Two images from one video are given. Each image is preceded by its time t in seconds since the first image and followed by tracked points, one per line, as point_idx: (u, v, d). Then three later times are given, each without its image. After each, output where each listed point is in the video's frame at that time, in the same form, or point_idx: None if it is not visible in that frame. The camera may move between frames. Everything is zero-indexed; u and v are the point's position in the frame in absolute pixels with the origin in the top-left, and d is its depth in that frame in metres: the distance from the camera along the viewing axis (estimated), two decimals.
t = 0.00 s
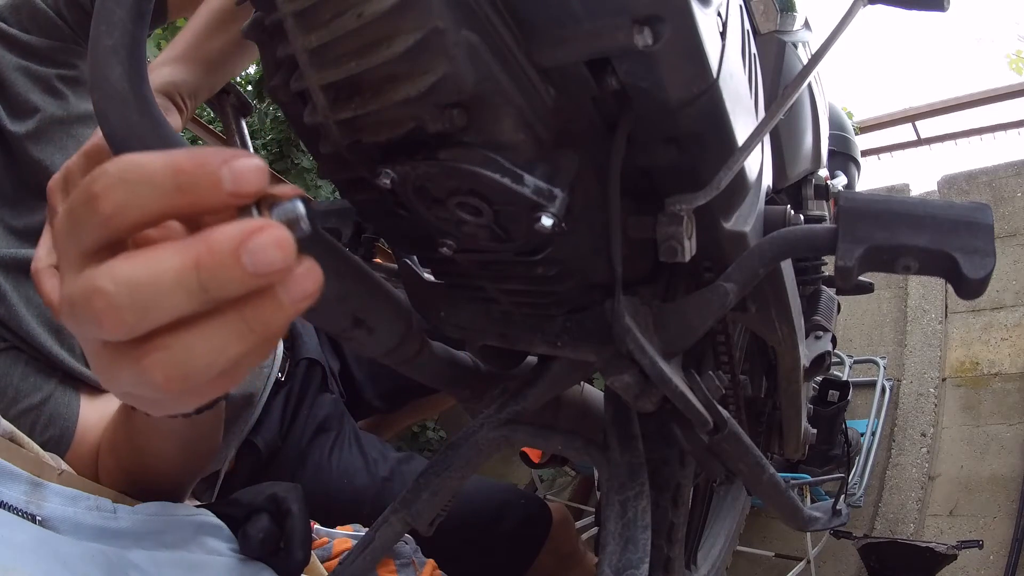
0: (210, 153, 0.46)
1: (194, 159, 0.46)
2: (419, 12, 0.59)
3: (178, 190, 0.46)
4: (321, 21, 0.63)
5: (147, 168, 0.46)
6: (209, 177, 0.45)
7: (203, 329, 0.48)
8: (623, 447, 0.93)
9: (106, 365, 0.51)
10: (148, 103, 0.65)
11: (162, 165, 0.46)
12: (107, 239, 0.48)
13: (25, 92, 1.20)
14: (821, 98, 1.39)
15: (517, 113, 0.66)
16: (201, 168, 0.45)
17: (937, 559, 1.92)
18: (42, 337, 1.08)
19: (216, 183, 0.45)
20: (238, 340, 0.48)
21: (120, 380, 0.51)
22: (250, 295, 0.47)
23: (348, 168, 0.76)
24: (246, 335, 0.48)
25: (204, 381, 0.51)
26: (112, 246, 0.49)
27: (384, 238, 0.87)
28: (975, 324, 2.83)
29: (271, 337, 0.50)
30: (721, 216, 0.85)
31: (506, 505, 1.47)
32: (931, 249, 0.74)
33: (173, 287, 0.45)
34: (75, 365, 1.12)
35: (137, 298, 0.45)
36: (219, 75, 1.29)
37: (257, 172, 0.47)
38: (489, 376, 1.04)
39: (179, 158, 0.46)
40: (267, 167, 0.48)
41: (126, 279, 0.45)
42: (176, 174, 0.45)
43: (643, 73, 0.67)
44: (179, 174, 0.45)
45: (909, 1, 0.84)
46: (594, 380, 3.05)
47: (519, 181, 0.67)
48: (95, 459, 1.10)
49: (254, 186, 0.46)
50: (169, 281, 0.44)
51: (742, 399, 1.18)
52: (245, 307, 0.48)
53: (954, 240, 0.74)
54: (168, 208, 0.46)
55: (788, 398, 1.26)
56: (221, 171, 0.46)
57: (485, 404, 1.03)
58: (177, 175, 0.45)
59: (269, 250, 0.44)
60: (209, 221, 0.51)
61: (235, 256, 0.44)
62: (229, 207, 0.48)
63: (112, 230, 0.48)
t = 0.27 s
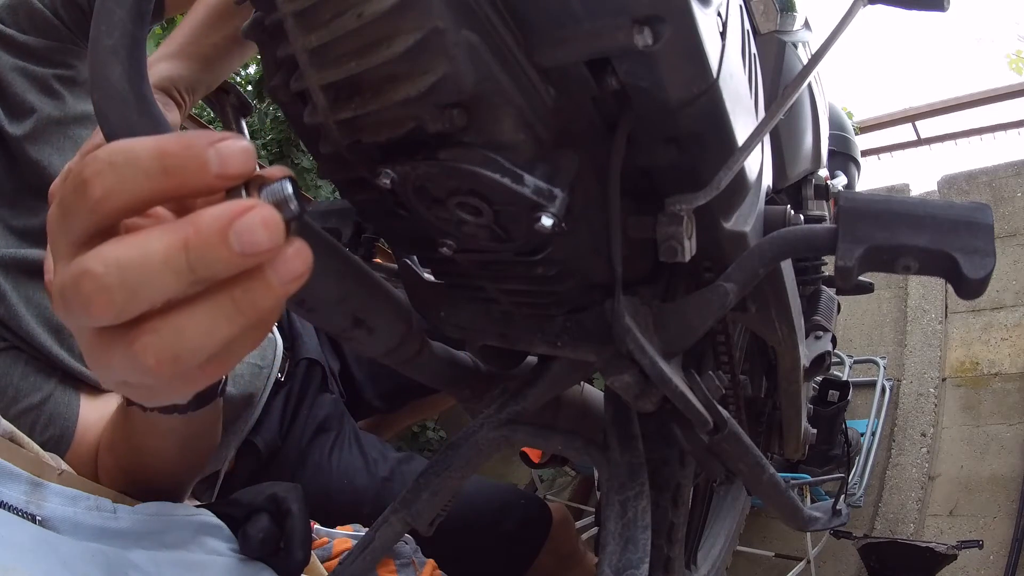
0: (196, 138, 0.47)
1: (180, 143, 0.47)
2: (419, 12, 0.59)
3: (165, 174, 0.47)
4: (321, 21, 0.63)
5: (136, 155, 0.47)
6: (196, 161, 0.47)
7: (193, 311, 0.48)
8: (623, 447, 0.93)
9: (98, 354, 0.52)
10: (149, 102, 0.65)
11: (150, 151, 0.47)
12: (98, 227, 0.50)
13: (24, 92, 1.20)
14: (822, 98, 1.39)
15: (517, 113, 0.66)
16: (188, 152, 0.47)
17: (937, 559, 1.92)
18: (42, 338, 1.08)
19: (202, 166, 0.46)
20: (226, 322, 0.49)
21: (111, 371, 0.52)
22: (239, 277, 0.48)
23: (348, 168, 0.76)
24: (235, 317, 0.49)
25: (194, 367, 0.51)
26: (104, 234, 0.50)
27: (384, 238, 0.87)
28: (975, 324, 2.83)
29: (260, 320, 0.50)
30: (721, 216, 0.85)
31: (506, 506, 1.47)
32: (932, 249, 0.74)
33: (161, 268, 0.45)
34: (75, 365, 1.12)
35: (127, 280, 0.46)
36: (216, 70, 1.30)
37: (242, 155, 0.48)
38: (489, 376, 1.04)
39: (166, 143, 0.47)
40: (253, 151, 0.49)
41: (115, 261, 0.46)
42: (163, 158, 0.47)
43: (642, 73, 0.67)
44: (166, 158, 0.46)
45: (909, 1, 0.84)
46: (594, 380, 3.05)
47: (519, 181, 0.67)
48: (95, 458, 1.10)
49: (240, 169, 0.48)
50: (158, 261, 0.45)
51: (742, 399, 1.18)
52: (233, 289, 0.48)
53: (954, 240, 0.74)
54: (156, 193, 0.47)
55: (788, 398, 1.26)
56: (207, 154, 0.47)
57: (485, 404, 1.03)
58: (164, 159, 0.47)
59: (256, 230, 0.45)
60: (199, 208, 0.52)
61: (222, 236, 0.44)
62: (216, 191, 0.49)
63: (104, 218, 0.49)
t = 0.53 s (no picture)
0: (203, 126, 0.47)
1: (187, 132, 0.47)
2: (419, 12, 0.59)
3: (172, 163, 0.47)
4: (321, 21, 0.63)
5: (143, 142, 0.47)
6: (203, 148, 0.47)
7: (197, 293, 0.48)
8: (623, 447, 0.93)
9: (103, 338, 0.52)
10: (149, 102, 0.65)
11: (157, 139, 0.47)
12: (106, 212, 0.50)
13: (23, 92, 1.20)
14: (821, 98, 1.39)
15: (516, 113, 0.66)
16: (195, 139, 0.47)
17: (937, 559, 1.92)
18: (41, 337, 1.08)
19: (209, 154, 0.47)
20: (230, 307, 0.49)
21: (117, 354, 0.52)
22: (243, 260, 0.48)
23: (348, 168, 0.76)
24: (239, 299, 0.49)
25: (198, 349, 0.51)
26: (110, 221, 0.50)
27: (384, 238, 0.87)
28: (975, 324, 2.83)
29: (263, 304, 0.50)
30: (721, 216, 0.85)
31: (506, 506, 1.47)
32: (932, 249, 0.74)
33: (167, 251, 0.45)
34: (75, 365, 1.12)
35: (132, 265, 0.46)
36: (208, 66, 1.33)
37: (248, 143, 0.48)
38: (489, 376, 1.04)
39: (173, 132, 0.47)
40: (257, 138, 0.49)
41: (121, 244, 0.46)
42: (170, 147, 0.47)
43: (642, 73, 0.67)
44: (173, 145, 0.47)
45: (909, 2, 0.84)
46: (594, 380, 3.05)
47: (519, 181, 0.67)
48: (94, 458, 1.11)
49: (245, 157, 0.48)
50: (165, 244, 0.45)
51: (742, 399, 1.18)
52: (238, 273, 0.48)
53: (954, 240, 0.74)
54: (162, 181, 0.48)
55: (788, 397, 1.26)
56: (213, 142, 0.47)
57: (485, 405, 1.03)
58: (170, 148, 0.47)
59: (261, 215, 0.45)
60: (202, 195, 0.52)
61: (226, 220, 0.44)
62: (221, 179, 0.49)
63: (110, 204, 0.49)
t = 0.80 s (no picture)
0: (132, 105, 0.49)
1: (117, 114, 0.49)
2: (419, 12, 0.59)
3: (103, 142, 0.48)
4: (322, 20, 0.63)
5: (78, 127, 0.48)
6: (135, 125, 0.48)
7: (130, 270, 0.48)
8: (623, 446, 0.93)
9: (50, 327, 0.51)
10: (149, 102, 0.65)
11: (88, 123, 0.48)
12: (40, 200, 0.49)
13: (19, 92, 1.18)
14: (821, 98, 1.39)
15: (516, 113, 0.66)
16: (128, 121, 0.48)
17: (937, 559, 1.93)
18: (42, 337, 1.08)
19: (140, 130, 0.48)
20: (165, 283, 0.49)
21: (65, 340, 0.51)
22: (174, 235, 0.48)
23: (348, 168, 0.76)
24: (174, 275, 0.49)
25: (138, 328, 0.51)
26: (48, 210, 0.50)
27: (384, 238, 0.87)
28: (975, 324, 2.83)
29: (198, 282, 0.51)
30: (721, 216, 0.85)
31: (506, 506, 1.47)
32: (932, 249, 0.74)
33: (98, 227, 0.46)
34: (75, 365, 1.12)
35: (67, 243, 0.46)
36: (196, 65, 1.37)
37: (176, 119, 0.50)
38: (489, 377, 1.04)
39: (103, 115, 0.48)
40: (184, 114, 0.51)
41: (54, 226, 0.46)
42: (101, 127, 0.48)
43: (642, 73, 0.67)
44: (107, 126, 0.48)
45: (910, 1, 0.84)
46: (594, 380, 3.05)
47: (519, 181, 0.67)
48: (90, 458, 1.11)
49: (175, 132, 0.49)
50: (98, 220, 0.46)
51: (742, 399, 1.18)
52: (169, 248, 0.48)
53: (954, 240, 0.74)
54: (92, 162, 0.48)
55: (787, 397, 1.26)
56: (140, 118, 0.48)
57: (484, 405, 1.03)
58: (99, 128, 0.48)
59: (187, 186, 0.46)
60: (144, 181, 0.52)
61: (154, 194, 0.45)
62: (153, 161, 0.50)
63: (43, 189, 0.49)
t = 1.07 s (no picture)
0: None
1: None
2: (419, 12, 0.59)
3: None
4: (321, 20, 0.63)
5: None
6: None
7: (71, 231, 0.74)
8: (623, 446, 0.93)
9: None
10: (149, 102, 0.65)
11: None
12: None
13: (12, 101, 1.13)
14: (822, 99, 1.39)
15: (516, 113, 0.66)
16: None
17: (937, 559, 1.93)
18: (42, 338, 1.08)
19: None
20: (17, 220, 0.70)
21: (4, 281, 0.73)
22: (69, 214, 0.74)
23: (348, 168, 0.76)
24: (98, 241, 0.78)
25: None
26: None
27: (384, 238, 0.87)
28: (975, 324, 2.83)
29: None
30: (721, 216, 0.85)
31: (506, 506, 1.47)
32: (931, 249, 0.74)
33: None
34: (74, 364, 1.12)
35: None
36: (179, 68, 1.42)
37: None
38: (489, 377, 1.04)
39: None
40: None
41: None
42: None
43: (642, 73, 0.67)
44: None
45: (909, 2, 0.84)
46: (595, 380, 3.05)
47: (519, 181, 0.67)
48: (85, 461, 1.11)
49: None
50: (5, 172, 0.68)
51: (742, 399, 1.18)
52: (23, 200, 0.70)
53: (954, 240, 0.74)
54: None
55: (787, 397, 1.26)
56: None
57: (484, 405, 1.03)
58: None
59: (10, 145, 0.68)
60: None
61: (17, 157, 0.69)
62: None
63: None
